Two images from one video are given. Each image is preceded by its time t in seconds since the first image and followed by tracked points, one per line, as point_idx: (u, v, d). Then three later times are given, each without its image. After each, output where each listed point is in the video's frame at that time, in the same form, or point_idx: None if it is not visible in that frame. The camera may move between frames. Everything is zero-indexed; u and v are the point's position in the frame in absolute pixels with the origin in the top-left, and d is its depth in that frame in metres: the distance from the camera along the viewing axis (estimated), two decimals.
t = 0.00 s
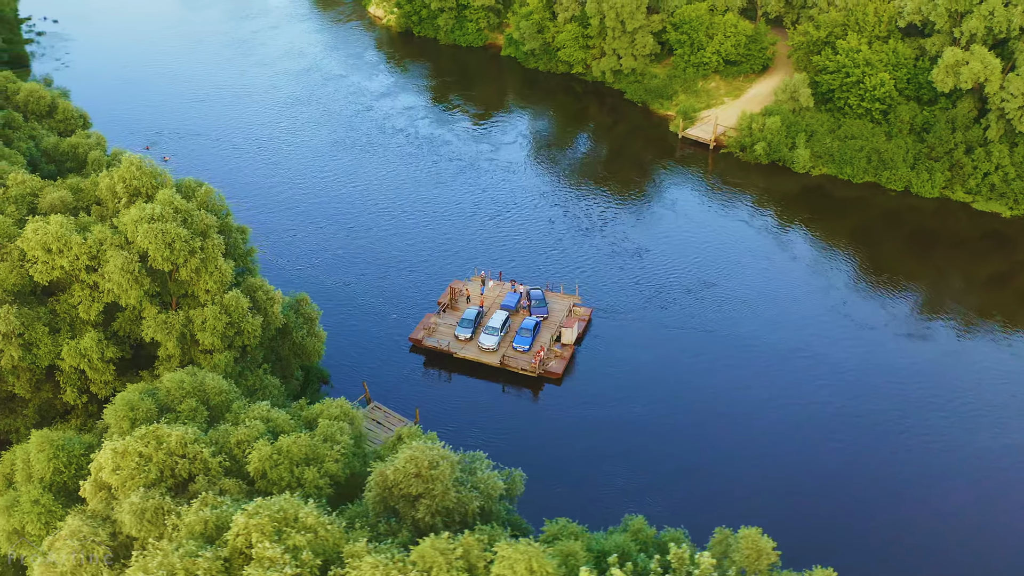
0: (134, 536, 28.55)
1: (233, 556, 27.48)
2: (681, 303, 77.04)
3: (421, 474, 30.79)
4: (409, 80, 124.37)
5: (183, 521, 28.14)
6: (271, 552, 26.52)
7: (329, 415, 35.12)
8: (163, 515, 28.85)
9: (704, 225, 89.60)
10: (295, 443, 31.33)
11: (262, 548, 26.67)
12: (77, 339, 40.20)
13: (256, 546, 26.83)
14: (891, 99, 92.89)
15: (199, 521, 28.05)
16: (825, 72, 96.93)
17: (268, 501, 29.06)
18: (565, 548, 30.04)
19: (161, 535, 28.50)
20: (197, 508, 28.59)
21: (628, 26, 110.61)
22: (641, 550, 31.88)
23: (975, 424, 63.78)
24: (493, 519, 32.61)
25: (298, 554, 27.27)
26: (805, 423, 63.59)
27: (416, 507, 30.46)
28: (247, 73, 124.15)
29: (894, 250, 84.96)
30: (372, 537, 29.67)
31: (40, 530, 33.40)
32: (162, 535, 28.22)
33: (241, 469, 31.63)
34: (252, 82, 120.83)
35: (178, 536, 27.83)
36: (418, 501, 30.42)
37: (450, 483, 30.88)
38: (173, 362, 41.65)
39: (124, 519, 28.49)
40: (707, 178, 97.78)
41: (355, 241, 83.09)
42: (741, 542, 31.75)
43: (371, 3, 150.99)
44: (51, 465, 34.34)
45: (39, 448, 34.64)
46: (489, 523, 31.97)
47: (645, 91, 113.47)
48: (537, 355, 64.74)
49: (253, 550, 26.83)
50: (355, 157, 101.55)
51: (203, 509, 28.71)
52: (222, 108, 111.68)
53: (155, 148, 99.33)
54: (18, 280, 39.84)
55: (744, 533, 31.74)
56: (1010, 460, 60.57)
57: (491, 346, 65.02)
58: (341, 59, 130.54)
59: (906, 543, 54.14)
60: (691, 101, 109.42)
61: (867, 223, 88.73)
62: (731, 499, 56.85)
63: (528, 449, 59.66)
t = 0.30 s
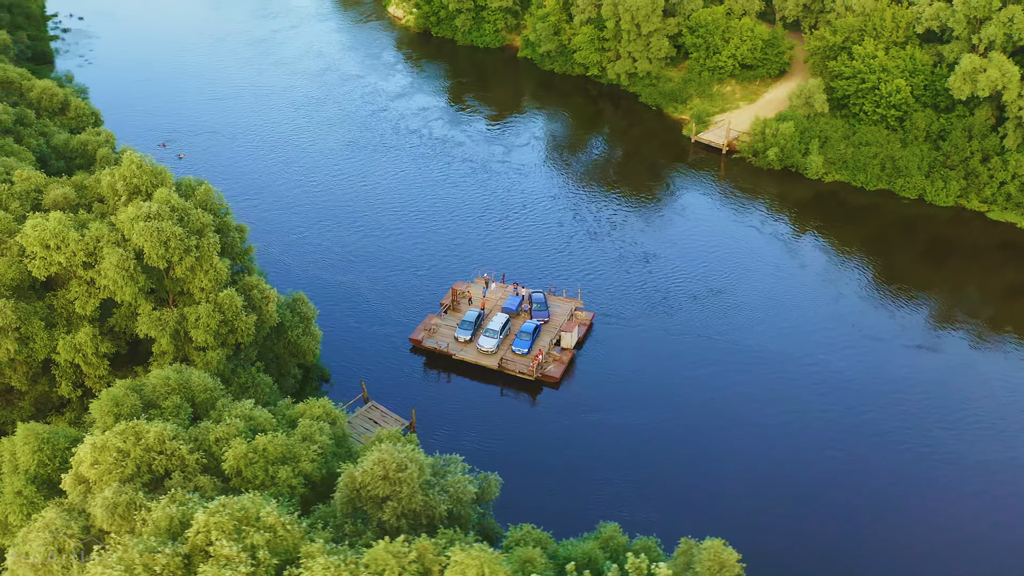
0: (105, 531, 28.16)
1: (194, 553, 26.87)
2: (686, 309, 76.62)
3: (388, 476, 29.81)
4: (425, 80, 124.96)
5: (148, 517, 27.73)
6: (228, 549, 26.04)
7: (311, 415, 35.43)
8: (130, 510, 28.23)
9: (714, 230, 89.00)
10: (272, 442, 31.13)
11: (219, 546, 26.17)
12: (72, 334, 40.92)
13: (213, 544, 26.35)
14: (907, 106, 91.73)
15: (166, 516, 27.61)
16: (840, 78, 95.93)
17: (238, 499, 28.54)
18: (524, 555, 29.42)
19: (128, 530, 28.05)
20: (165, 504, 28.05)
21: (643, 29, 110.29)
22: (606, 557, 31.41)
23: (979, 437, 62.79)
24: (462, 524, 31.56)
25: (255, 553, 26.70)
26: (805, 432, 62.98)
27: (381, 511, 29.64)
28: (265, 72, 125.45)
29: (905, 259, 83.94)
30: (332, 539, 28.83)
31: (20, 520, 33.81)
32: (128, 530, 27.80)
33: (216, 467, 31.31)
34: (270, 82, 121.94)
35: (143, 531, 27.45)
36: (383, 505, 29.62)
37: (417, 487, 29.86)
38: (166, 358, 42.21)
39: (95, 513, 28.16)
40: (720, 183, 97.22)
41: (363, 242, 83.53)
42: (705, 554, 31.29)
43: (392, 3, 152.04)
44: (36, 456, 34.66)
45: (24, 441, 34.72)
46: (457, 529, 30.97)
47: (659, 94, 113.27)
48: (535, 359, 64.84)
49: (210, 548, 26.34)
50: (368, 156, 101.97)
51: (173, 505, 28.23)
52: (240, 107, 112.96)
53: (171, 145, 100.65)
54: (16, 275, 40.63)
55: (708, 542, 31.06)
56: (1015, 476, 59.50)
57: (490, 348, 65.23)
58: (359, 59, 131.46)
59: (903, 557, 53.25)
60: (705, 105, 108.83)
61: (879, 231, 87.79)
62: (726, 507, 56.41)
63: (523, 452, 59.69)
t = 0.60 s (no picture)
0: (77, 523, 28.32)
1: (155, 548, 26.60)
2: (691, 315, 76.16)
3: (356, 477, 28.50)
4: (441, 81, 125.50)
5: (117, 510, 27.75)
6: (186, 545, 25.69)
7: (293, 414, 35.73)
8: (103, 503, 28.26)
9: (724, 236, 88.41)
10: (248, 439, 31.22)
11: (178, 541, 25.85)
12: (68, 329, 41.67)
13: (172, 539, 26.03)
14: (922, 113, 90.65)
15: (133, 510, 27.50)
16: (855, 83, 94.96)
17: (208, 496, 28.32)
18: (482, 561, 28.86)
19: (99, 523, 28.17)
20: (133, 498, 27.97)
21: (659, 32, 109.93)
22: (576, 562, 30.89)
23: (982, 451, 61.93)
24: (430, 528, 30.32)
25: (214, 550, 26.31)
26: (805, 441, 62.46)
27: (346, 509, 28.48)
28: (283, 71, 126.65)
29: (917, 268, 82.91)
30: (297, 539, 27.77)
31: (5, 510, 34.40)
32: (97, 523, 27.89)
33: (193, 464, 31.56)
34: (287, 80, 122.95)
35: (111, 524, 27.48)
36: (348, 504, 28.45)
37: (386, 490, 28.60)
38: (159, 354, 42.76)
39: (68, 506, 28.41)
40: (732, 189, 96.60)
41: (371, 241, 83.99)
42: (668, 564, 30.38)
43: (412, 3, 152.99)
44: (22, 448, 35.20)
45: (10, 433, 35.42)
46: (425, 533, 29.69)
47: (674, 97, 112.96)
48: (533, 362, 64.95)
49: (169, 543, 26.03)
50: (380, 155, 102.41)
51: (142, 499, 28.24)
52: (256, 105, 114.12)
53: (187, 143, 101.97)
54: (15, 270, 41.47)
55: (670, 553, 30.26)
56: (1017, 492, 58.57)
57: (488, 350, 65.37)
58: (376, 58, 132.26)
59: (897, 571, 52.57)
60: (719, 109, 108.26)
61: (891, 239, 86.82)
62: (721, 515, 56.01)
63: (519, 455, 59.80)
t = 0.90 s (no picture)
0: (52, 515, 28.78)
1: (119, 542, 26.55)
2: (696, 321, 75.76)
3: (323, 476, 27.78)
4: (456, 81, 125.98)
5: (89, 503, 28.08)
6: (146, 539, 25.69)
7: (276, 412, 36.09)
8: (76, 497, 28.45)
9: (732, 242, 87.86)
10: (225, 437, 31.61)
11: (139, 535, 25.84)
12: (64, 323, 42.44)
13: (133, 534, 26.02)
14: (938, 120, 89.51)
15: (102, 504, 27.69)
16: (870, 89, 93.96)
17: (179, 492, 28.29)
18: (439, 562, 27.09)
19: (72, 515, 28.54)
20: (104, 492, 28.18)
21: (673, 35, 109.48)
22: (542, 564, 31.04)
23: (985, 466, 61.05)
24: (395, 532, 29.58)
25: (173, 546, 26.26)
26: (803, 452, 61.98)
27: (311, 510, 27.61)
28: (301, 70, 127.77)
29: (930, 278, 81.82)
30: (260, 539, 26.87)
31: None
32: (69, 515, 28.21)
33: (171, 460, 31.99)
34: (304, 79, 123.96)
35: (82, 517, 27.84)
36: (314, 504, 27.62)
37: (353, 490, 27.88)
38: (153, 350, 43.40)
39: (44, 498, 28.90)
40: (743, 194, 96.01)
41: (378, 242, 84.51)
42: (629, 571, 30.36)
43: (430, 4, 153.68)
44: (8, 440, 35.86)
45: None
46: (391, 536, 28.90)
47: (687, 101, 112.52)
48: (530, 365, 65.07)
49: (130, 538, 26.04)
50: (392, 155, 102.91)
51: (114, 493, 28.47)
52: (272, 103, 115.26)
53: (202, 141, 103.28)
54: (14, 265, 42.37)
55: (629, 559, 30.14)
56: (1018, 509, 57.68)
57: (486, 352, 65.54)
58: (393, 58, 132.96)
59: None
60: (733, 113, 107.63)
61: (902, 248, 85.78)
62: (714, 524, 55.71)
63: (513, 457, 59.97)
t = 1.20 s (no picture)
0: (28, 506, 29.32)
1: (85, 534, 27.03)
2: (700, 327, 75.27)
3: (293, 476, 28.11)
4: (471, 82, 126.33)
5: (62, 496, 28.60)
6: (109, 534, 26.19)
7: (259, 410, 36.45)
8: (53, 489, 29.13)
9: (741, 248, 87.22)
10: (202, 433, 32.04)
11: (102, 531, 26.31)
12: (60, 317, 43.17)
13: (96, 529, 26.51)
14: (952, 127, 88.22)
15: (72, 497, 28.13)
16: (884, 95, 92.90)
17: (151, 487, 28.72)
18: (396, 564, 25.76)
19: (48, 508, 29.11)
20: (77, 485, 28.64)
21: (687, 39, 108.94)
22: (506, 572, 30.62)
23: (987, 482, 60.07)
24: (365, 535, 29.51)
25: (135, 542, 26.68)
26: (802, 462, 61.33)
27: (278, 508, 27.95)
28: (317, 68, 128.69)
29: (942, 287, 80.83)
30: (225, 534, 27.22)
31: None
32: (43, 508, 28.78)
33: (150, 455, 32.45)
34: (319, 78, 124.82)
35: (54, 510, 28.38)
36: (281, 502, 27.94)
37: (322, 490, 28.13)
38: (147, 345, 44.06)
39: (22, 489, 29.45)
40: (753, 200, 95.33)
41: (385, 242, 84.89)
42: None
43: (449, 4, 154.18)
44: None
45: None
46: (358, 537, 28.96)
47: (701, 105, 112.02)
48: (527, 368, 65.19)
49: (93, 532, 26.53)
50: (404, 155, 103.27)
51: (87, 487, 28.92)
52: (288, 102, 116.24)
53: (217, 138, 104.40)
54: (13, 259, 43.22)
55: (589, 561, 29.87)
56: (1019, 524, 56.72)
57: (484, 354, 65.77)
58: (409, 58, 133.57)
59: None
60: (746, 118, 106.97)
61: (914, 256, 84.84)
62: (707, 532, 55.27)
63: (508, 460, 60.10)
